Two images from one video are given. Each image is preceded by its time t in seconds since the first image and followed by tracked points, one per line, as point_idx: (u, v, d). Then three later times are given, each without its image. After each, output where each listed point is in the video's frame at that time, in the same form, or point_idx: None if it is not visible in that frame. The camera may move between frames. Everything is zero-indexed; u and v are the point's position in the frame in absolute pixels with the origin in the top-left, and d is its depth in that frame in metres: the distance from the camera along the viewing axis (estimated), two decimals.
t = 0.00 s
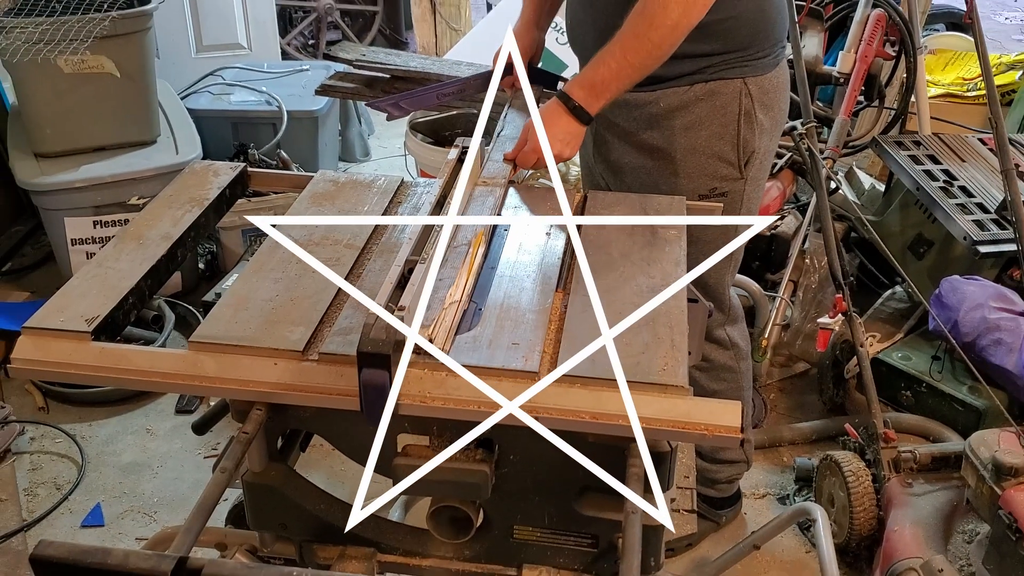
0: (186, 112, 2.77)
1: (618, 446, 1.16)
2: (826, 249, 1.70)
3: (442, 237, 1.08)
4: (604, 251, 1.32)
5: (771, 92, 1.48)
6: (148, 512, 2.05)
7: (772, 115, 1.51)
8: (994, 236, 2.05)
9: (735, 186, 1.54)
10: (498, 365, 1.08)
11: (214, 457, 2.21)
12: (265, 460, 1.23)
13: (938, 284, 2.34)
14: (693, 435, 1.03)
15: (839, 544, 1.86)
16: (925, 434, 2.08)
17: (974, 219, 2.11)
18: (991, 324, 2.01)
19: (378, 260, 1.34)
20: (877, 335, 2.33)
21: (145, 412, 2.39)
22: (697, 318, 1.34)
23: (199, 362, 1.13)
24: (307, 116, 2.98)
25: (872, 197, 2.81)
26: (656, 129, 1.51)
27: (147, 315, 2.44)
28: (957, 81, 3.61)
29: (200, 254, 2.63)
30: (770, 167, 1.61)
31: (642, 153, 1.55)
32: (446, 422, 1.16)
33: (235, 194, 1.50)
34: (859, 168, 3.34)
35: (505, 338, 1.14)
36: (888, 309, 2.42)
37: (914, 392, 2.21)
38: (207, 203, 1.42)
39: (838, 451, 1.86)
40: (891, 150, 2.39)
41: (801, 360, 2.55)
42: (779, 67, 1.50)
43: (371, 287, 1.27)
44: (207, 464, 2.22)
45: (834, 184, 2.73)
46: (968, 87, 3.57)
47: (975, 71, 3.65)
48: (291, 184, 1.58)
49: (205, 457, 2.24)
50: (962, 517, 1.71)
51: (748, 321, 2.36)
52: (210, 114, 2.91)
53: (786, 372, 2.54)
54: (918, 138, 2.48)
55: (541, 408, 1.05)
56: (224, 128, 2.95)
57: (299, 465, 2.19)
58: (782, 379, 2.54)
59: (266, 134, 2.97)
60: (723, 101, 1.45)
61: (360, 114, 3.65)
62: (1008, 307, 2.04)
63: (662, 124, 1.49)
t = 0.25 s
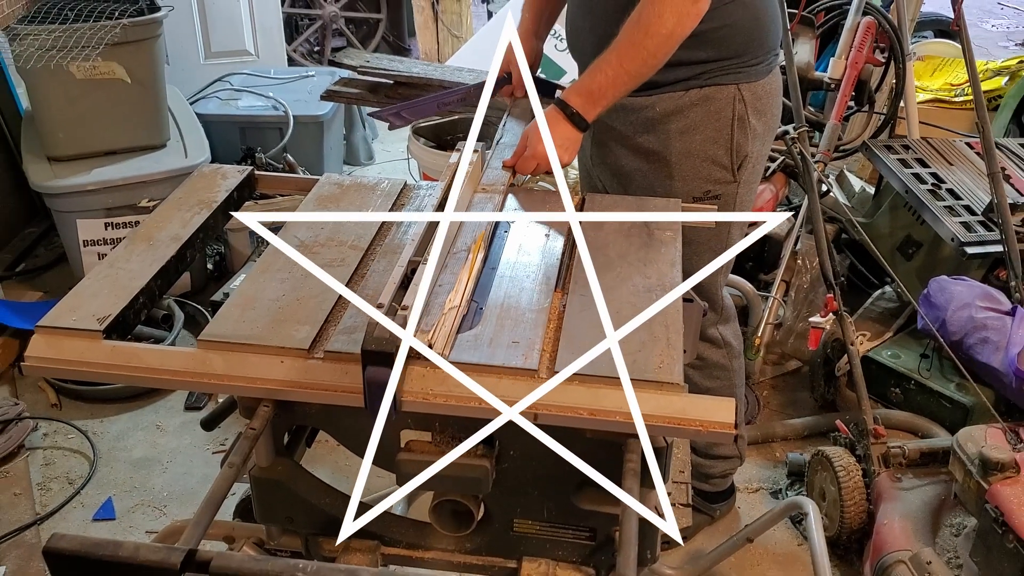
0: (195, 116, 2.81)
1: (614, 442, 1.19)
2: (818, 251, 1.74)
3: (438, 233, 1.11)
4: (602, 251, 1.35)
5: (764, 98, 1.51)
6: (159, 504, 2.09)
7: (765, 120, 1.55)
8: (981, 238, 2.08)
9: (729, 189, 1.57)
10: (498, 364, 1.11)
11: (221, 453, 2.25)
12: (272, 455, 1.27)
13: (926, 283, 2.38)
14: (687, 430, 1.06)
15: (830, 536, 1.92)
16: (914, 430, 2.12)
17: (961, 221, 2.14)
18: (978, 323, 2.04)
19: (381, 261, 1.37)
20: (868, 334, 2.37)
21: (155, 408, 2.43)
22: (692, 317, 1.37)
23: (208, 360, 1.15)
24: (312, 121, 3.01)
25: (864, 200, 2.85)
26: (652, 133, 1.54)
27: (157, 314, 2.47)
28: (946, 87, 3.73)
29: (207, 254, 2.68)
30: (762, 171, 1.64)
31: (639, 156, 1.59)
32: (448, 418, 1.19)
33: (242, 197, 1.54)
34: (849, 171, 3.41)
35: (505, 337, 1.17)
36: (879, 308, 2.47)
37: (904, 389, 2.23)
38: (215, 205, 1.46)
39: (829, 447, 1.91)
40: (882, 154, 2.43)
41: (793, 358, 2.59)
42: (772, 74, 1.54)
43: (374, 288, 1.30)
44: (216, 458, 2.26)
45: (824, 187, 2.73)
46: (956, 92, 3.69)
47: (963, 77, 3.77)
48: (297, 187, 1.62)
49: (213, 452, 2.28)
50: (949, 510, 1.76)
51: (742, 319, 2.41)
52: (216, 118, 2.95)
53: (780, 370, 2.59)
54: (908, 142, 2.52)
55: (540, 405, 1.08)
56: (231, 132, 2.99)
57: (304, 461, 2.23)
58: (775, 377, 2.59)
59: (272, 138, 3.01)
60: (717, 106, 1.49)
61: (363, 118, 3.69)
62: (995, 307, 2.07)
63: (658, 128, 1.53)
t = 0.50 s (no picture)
0: (195, 116, 2.81)
1: (615, 441, 1.19)
2: (818, 250, 1.74)
3: (438, 233, 1.11)
4: (603, 250, 1.35)
5: (766, 97, 1.52)
6: (159, 505, 2.09)
7: (767, 119, 1.55)
8: (981, 237, 2.08)
9: (731, 188, 1.57)
10: (499, 363, 1.11)
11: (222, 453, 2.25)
12: (272, 454, 1.27)
13: (925, 283, 2.39)
14: (687, 429, 1.06)
15: (830, 535, 1.92)
16: (914, 430, 2.12)
17: (961, 221, 2.14)
18: (977, 323, 2.05)
19: (382, 260, 1.37)
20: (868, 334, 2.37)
21: (155, 407, 2.43)
22: (692, 317, 1.37)
23: (209, 360, 1.15)
24: (312, 121, 3.01)
25: (864, 200, 2.85)
26: (652, 133, 1.54)
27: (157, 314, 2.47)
28: (945, 87, 3.73)
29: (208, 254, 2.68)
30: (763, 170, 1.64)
31: (640, 156, 1.59)
32: (448, 418, 1.19)
33: (242, 197, 1.54)
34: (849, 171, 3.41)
35: (505, 336, 1.17)
36: (878, 308, 2.47)
37: (904, 388, 2.23)
38: (216, 205, 1.46)
39: (829, 447, 1.91)
40: (881, 154, 2.43)
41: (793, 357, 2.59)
42: (773, 73, 1.54)
43: (375, 287, 1.30)
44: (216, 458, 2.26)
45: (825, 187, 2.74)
46: (956, 92, 3.69)
47: (963, 77, 3.78)
48: (297, 187, 1.62)
49: (214, 452, 2.28)
50: (949, 510, 1.76)
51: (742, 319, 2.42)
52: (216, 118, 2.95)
53: (780, 370, 2.58)
54: (908, 142, 2.53)
55: (542, 404, 1.08)
56: (231, 132, 2.99)
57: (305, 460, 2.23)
58: (775, 377, 2.59)
59: (272, 137, 3.01)
60: (719, 105, 1.49)
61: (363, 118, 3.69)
62: (995, 307, 2.07)
63: (659, 128, 1.53)
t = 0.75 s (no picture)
0: (195, 116, 2.81)
1: (614, 442, 1.19)
2: (818, 250, 1.74)
3: (438, 233, 1.11)
4: (603, 250, 1.35)
5: (765, 99, 1.52)
6: (159, 505, 2.09)
7: (766, 121, 1.55)
8: (981, 237, 2.08)
9: (730, 189, 1.57)
10: (499, 363, 1.11)
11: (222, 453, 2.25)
12: (272, 455, 1.27)
13: (926, 283, 2.39)
14: (687, 429, 1.06)
15: (830, 536, 1.92)
16: (914, 430, 2.12)
17: (961, 221, 2.14)
18: (978, 323, 2.04)
19: (382, 261, 1.37)
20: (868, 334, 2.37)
21: (155, 408, 2.43)
22: (692, 317, 1.37)
23: (209, 360, 1.15)
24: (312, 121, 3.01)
25: (863, 200, 2.85)
26: (652, 134, 1.54)
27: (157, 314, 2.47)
28: (945, 87, 3.73)
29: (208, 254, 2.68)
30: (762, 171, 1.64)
31: (639, 158, 1.59)
32: (447, 418, 1.19)
33: (242, 197, 1.54)
34: (849, 171, 3.41)
35: (505, 336, 1.17)
36: (878, 308, 2.47)
37: (904, 388, 2.23)
38: (216, 205, 1.46)
39: (829, 447, 1.91)
40: (881, 153, 2.43)
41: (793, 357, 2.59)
42: (772, 75, 1.54)
43: (375, 287, 1.30)
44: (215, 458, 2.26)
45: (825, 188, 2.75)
46: (956, 92, 3.69)
47: (963, 77, 3.78)
48: (297, 187, 1.62)
49: (213, 451, 2.28)
50: (949, 510, 1.76)
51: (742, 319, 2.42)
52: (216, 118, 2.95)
53: (780, 370, 2.58)
54: (908, 142, 2.53)
55: (541, 404, 1.08)
56: (231, 131, 2.99)
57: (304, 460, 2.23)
58: (775, 377, 2.59)
59: (272, 137, 3.01)
60: (719, 107, 1.49)
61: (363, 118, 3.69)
62: (995, 307, 2.07)
63: (659, 129, 1.53)
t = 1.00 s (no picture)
0: (195, 116, 2.81)
1: (613, 442, 1.19)
2: (818, 250, 1.74)
3: (438, 234, 1.11)
4: (602, 250, 1.35)
5: (764, 101, 1.52)
6: (159, 505, 2.09)
7: (765, 123, 1.55)
8: (981, 237, 2.08)
9: (730, 191, 1.57)
10: (499, 364, 1.11)
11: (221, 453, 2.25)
12: (272, 455, 1.27)
13: (926, 283, 2.39)
14: (686, 429, 1.06)
15: (830, 536, 1.92)
16: (914, 430, 2.12)
17: (961, 221, 2.14)
18: (978, 323, 2.04)
19: (382, 261, 1.37)
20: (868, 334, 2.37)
21: (154, 408, 2.43)
22: (692, 317, 1.37)
23: (208, 360, 1.15)
24: (312, 121, 3.01)
25: (863, 200, 2.85)
26: (651, 136, 1.54)
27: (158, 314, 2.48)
28: (945, 87, 3.73)
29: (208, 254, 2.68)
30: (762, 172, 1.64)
31: (638, 160, 1.59)
32: (446, 418, 1.19)
33: (241, 197, 1.54)
34: (849, 171, 3.41)
35: (505, 336, 1.17)
36: (878, 308, 2.47)
37: (904, 388, 2.23)
38: (215, 205, 1.46)
39: (829, 447, 1.91)
40: (881, 153, 2.43)
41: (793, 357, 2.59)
42: (771, 77, 1.54)
43: (375, 287, 1.30)
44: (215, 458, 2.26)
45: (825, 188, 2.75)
46: (956, 92, 3.69)
47: (963, 77, 3.78)
48: (297, 187, 1.62)
49: (213, 451, 2.28)
50: (949, 510, 1.76)
51: (742, 319, 2.42)
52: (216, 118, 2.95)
53: (780, 370, 2.58)
54: (908, 142, 2.53)
55: (541, 405, 1.07)
56: (231, 131, 2.99)
57: (304, 460, 2.23)
58: (775, 377, 2.58)
59: (272, 137, 3.01)
60: (719, 109, 1.48)
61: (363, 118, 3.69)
62: (995, 307, 2.07)
63: (658, 131, 1.53)
